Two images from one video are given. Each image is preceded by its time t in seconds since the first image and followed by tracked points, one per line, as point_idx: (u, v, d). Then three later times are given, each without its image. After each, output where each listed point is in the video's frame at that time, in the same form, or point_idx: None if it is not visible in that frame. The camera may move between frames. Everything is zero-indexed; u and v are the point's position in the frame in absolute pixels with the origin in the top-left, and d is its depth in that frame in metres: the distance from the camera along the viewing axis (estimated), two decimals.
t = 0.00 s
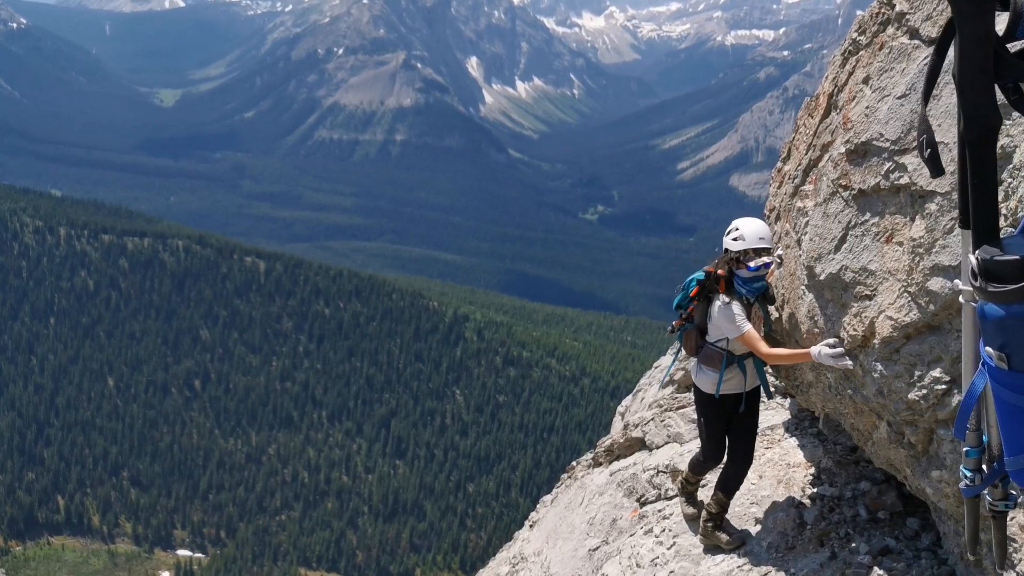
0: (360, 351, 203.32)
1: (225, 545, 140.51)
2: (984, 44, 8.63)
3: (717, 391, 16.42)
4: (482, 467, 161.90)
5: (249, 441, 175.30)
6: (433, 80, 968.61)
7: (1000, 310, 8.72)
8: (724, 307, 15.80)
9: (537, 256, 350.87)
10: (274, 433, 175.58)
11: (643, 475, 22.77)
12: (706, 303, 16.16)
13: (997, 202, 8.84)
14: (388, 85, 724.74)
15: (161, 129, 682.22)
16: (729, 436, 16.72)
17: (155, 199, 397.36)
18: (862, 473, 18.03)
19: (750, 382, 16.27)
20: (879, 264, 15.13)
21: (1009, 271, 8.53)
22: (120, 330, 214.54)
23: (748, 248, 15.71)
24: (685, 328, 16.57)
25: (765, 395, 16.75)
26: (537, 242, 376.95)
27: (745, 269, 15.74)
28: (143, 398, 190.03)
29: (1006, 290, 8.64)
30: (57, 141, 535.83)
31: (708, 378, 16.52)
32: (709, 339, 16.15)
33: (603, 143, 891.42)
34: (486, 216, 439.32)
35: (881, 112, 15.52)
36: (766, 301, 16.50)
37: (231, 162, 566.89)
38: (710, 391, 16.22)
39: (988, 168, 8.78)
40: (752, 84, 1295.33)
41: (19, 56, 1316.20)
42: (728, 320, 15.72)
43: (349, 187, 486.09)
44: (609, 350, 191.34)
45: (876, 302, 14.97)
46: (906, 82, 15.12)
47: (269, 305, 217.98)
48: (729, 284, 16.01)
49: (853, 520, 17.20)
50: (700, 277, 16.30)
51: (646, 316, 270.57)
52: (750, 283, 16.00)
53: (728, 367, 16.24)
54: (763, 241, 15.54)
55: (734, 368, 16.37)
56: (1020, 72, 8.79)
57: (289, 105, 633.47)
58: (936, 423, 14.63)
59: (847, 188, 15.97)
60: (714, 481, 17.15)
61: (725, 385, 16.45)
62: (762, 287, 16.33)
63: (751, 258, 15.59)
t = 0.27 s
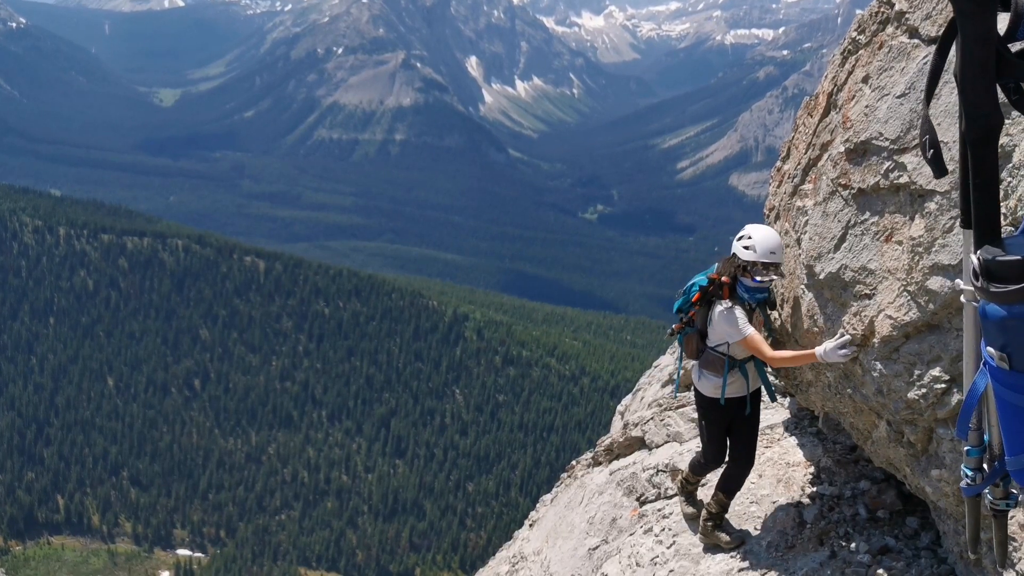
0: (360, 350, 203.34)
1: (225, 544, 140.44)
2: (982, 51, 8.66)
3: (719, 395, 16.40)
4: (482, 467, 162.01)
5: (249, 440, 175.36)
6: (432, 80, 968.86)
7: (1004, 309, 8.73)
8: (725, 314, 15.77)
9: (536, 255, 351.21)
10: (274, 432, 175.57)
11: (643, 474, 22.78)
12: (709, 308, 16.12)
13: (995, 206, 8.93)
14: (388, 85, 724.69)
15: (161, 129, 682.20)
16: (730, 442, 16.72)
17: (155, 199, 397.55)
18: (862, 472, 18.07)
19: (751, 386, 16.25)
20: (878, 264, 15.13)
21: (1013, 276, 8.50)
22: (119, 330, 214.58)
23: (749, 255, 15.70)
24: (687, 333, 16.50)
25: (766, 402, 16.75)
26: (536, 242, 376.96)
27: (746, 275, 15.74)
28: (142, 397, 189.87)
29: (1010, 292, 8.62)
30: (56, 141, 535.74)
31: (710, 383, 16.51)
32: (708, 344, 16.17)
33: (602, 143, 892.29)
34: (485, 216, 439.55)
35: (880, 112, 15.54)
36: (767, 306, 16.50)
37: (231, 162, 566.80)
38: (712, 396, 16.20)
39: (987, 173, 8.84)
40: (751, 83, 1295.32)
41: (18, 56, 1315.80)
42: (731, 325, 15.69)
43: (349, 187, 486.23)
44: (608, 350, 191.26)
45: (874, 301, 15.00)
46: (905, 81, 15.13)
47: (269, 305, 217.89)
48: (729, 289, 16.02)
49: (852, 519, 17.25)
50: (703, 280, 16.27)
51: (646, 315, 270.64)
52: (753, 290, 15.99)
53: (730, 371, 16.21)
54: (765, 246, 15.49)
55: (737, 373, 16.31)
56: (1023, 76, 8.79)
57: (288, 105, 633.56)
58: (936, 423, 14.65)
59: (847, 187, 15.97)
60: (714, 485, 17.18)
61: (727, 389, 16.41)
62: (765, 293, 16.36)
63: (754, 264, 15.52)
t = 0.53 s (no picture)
0: (360, 350, 203.31)
1: (226, 544, 140.51)
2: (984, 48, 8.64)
3: (718, 398, 16.40)
4: (483, 466, 162.08)
5: (249, 440, 175.42)
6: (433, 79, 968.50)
7: (1008, 305, 8.73)
8: (726, 319, 15.72)
9: (537, 255, 351.11)
10: (274, 432, 175.62)
11: (644, 474, 22.80)
12: (708, 311, 16.08)
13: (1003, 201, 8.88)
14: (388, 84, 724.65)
15: (161, 128, 682.23)
16: (730, 447, 16.68)
17: (156, 199, 397.67)
18: (862, 471, 18.13)
19: (751, 390, 16.21)
20: (878, 263, 15.15)
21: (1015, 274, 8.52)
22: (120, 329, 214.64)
23: (751, 259, 15.64)
24: (686, 335, 16.45)
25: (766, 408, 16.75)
26: (536, 241, 377.30)
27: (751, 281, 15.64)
28: (143, 396, 189.95)
29: (1012, 290, 8.62)
30: (57, 141, 535.92)
31: (709, 386, 16.49)
32: (706, 348, 16.11)
33: (602, 142, 891.98)
34: (486, 215, 439.41)
35: (881, 112, 15.52)
36: (770, 308, 16.49)
37: (231, 161, 567.08)
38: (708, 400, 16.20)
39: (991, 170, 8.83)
40: (752, 82, 1294.53)
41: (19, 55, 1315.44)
42: (731, 330, 15.61)
43: (349, 186, 486.21)
44: (609, 349, 191.51)
45: (875, 299, 15.00)
46: (905, 80, 15.12)
47: (269, 304, 217.87)
48: (729, 294, 15.98)
49: (852, 518, 17.28)
50: (702, 283, 16.24)
51: (647, 314, 270.99)
52: (754, 293, 15.97)
53: (729, 374, 16.19)
54: (765, 253, 15.50)
55: (737, 375, 16.28)
56: None
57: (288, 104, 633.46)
58: (937, 421, 14.64)
59: (847, 186, 15.97)
60: (715, 488, 17.14)
61: (724, 393, 16.42)
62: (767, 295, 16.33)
63: (753, 270, 15.49)
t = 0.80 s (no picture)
0: (360, 349, 203.26)
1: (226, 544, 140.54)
2: (978, 55, 8.58)
3: (721, 402, 16.29)
4: (482, 465, 162.20)
5: (249, 439, 175.47)
6: (432, 79, 968.87)
7: (1005, 308, 8.71)
8: (728, 323, 15.61)
9: (536, 254, 351.20)
10: (274, 431, 175.61)
11: (643, 473, 22.87)
12: (707, 315, 15.99)
13: (998, 212, 8.73)
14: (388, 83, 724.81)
15: (160, 128, 682.16)
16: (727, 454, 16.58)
17: (155, 198, 397.66)
18: (863, 470, 18.13)
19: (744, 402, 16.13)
20: (878, 262, 15.14)
21: (1007, 275, 8.50)
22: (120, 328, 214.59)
23: (753, 266, 15.53)
24: (686, 337, 16.30)
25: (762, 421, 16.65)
26: (536, 239, 377.21)
27: (750, 290, 15.52)
28: (142, 396, 189.91)
29: (1003, 291, 8.59)
30: (57, 140, 535.84)
31: (711, 390, 16.35)
32: (705, 354, 16.00)
33: (602, 142, 892.21)
34: (486, 214, 439.57)
35: (881, 110, 15.50)
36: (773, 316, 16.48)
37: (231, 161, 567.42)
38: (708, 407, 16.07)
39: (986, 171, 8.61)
40: (751, 81, 1294.80)
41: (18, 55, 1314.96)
42: (728, 337, 15.48)
43: (348, 186, 486.31)
44: (608, 348, 191.21)
45: (875, 299, 15.02)
46: (904, 79, 15.11)
47: (269, 303, 217.76)
48: (731, 297, 15.78)
49: (853, 517, 17.24)
50: (704, 287, 16.12)
51: (646, 312, 270.94)
52: (754, 298, 15.90)
53: (731, 377, 16.07)
54: (767, 254, 15.47)
55: (737, 380, 16.19)
56: None
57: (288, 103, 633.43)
58: (936, 420, 14.64)
59: (846, 186, 15.96)
60: (715, 491, 17.16)
61: (723, 396, 16.31)
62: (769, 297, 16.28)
63: (754, 277, 15.45)
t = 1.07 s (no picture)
0: (359, 348, 203.14)
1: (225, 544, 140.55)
2: (961, 65, 8.55)
3: (727, 405, 16.22)
4: (481, 464, 162.30)
5: (248, 438, 175.47)
6: (431, 78, 968.14)
7: (997, 312, 8.67)
8: (734, 325, 15.56)
9: (535, 253, 351.22)
10: (273, 430, 175.57)
11: (642, 472, 22.94)
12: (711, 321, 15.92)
13: (991, 208, 8.71)
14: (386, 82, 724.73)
15: (159, 127, 681.89)
16: (727, 458, 16.57)
17: (154, 197, 397.69)
18: (861, 469, 18.14)
19: (746, 406, 16.14)
20: (878, 260, 15.13)
21: (999, 275, 8.46)
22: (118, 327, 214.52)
23: (755, 267, 15.53)
24: (687, 344, 16.23)
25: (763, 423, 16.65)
26: (534, 239, 377.46)
27: (753, 296, 15.50)
28: (141, 395, 189.91)
29: (994, 291, 8.56)
30: (55, 140, 535.80)
31: (717, 396, 16.29)
32: (709, 361, 16.00)
33: (601, 141, 892.22)
34: (484, 214, 439.67)
35: (879, 109, 15.50)
36: (772, 321, 16.48)
37: (230, 160, 567.51)
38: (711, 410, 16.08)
39: (968, 176, 8.59)
40: (750, 79, 1294.63)
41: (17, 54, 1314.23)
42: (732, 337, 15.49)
43: (347, 185, 486.31)
44: (607, 347, 191.11)
45: (874, 297, 15.01)
46: (902, 79, 15.11)
47: (268, 303, 217.57)
48: (733, 299, 15.76)
49: (851, 515, 17.26)
50: (707, 289, 16.09)
51: (645, 311, 271.25)
52: (756, 301, 15.88)
53: (737, 380, 16.03)
54: (769, 254, 15.47)
55: (743, 384, 16.20)
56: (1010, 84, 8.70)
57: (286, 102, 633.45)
58: (934, 420, 14.67)
59: (844, 185, 15.98)
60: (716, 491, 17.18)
61: (725, 397, 16.26)
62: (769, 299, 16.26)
63: (757, 278, 15.47)
